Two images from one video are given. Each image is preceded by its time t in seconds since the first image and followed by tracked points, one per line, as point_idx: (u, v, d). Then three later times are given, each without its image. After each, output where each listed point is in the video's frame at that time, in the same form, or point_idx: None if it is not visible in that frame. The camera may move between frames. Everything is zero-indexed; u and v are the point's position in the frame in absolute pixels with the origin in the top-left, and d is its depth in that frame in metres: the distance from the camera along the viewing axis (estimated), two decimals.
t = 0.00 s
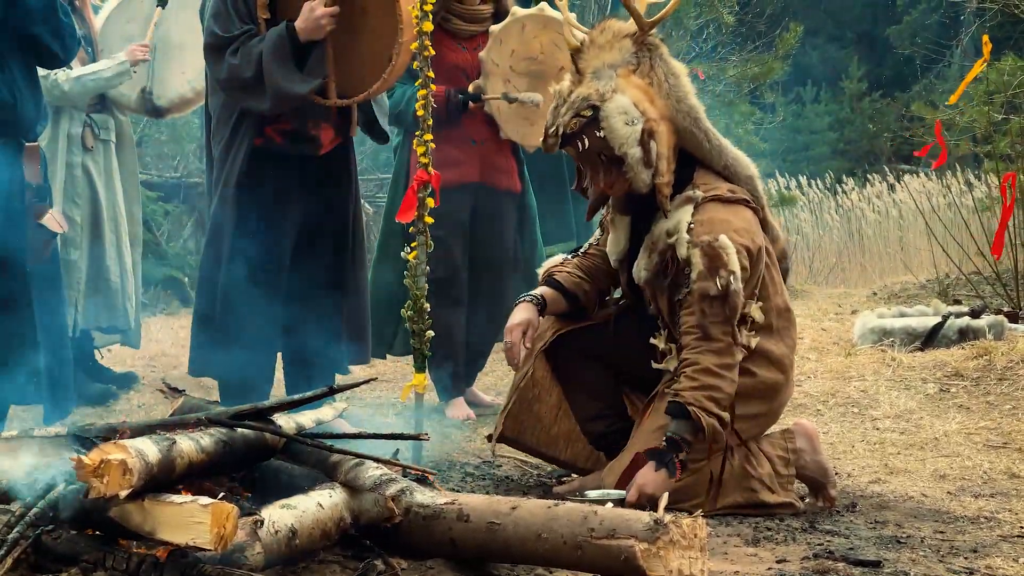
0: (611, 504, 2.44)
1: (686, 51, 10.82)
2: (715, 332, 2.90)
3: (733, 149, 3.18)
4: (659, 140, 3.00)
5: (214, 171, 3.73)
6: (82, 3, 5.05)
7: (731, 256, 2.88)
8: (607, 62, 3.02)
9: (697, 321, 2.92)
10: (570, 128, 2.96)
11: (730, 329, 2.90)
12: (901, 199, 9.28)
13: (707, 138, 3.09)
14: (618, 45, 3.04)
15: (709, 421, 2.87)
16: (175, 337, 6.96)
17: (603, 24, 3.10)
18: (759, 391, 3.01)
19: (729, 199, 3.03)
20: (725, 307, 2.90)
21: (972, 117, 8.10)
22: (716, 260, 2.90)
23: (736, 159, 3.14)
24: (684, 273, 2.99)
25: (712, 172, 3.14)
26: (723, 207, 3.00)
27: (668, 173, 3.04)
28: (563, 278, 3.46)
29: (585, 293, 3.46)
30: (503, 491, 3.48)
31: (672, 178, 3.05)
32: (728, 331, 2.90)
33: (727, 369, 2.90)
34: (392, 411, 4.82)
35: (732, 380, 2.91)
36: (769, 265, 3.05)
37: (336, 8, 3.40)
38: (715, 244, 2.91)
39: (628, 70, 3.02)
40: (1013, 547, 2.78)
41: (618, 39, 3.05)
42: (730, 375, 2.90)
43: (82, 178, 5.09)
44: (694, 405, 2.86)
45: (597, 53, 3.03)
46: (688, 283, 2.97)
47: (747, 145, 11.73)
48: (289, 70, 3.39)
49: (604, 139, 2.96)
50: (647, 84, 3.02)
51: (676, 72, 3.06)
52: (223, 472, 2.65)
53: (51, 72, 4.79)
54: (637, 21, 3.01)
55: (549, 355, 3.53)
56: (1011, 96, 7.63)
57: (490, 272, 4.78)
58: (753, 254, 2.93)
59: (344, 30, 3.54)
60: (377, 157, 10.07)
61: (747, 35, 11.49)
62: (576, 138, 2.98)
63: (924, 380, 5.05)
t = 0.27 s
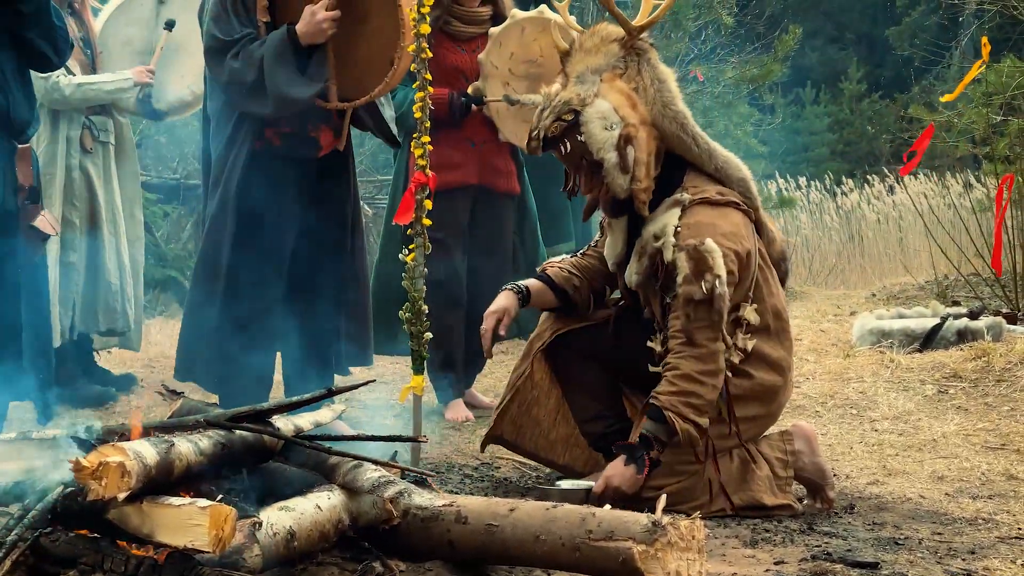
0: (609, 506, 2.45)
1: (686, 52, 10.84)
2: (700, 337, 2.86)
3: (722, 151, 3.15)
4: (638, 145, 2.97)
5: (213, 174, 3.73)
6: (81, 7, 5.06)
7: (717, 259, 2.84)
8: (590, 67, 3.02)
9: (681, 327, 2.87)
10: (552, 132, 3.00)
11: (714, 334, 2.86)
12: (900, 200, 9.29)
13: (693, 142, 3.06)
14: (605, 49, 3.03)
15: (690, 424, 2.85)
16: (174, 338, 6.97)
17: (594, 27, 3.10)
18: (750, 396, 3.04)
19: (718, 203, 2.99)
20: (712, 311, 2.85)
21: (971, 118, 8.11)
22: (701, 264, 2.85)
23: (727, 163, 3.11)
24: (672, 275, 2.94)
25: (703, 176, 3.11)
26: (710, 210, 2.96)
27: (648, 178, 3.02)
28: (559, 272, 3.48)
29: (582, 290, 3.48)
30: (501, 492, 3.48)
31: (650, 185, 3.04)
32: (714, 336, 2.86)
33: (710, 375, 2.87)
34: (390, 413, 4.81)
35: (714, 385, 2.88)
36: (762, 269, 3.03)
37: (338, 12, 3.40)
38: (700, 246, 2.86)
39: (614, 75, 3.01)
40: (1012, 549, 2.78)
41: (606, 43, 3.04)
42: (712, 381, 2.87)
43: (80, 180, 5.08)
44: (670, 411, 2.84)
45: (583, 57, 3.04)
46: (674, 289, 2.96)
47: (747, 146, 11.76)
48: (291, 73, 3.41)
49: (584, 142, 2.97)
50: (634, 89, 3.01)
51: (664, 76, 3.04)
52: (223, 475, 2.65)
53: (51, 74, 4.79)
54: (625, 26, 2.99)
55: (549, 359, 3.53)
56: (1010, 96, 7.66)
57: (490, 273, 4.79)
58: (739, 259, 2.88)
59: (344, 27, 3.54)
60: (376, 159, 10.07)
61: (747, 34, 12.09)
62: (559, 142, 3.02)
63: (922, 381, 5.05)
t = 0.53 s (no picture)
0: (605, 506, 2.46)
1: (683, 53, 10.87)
2: (652, 347, 2.90)
3: (706, 155, 3.13)
4: (614, 147, 2.96)
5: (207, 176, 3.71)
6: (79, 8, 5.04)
7: (679, 272, 2.85)
8: (575, 71, 3.05)
9: (634, 336, 2.92)
10: (534, 134, 3.06)
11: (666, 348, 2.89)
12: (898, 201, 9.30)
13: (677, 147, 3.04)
14: (590, 54, 3.05)
15: (631, 431, 2.94)
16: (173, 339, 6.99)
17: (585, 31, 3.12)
18: (747, 399, 3.06)
19: (696, 212, 2.97)
20: (665, 323, 2.88)
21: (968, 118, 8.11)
22: (663, 275, 2.87)
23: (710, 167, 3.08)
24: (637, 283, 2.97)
25: (686, 180, 3.08)
26: (685, 219, 2.94)
27: (624, 179, 2.99)
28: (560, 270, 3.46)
29: (582, 285, 3.46)
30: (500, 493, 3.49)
31: (628, 187, 3.00)
32: (665, 349, 2.89)
33: (657, 389, 2.92)
34: (388, 414, 4.82)
35: (659, 399, 2.92)
36: (745, 277, 3.01)
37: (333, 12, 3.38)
38: (664, 257, 2.87)
39: (598, 79, 3.02)
40: (1008, 549, 2.78)
41: (592, 47, 3.06)
42: (658, 394, 2.92)
43: (77, 182, 5.09)
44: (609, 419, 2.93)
45: (569, 62, 3.07)
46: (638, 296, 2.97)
47: (745, 146, 11.79)
48: (286, 74, 3.42)
49: (564, 143, 3.02)
50: (620, 90, 3.01)
51: (647, 80, 3.04)
52: (222, 476, 2.65)
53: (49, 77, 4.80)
54: (609, 31, 2.99)
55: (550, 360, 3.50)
56: (1007, 97, 7.68)
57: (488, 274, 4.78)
58: (704, 273, 2.89)
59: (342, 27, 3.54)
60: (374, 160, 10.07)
61: (744, 37, 12.18)
62: (542, 144, 3.08)
63: (920, 382, 5.06)
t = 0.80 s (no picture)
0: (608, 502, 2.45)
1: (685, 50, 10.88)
2: (615, 348, 2.92)
3: (692, 156, 3.12)
4: (597, 147, 2.96)
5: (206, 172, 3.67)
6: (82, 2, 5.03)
7: (646, 277, 2.84)
8: (565, 71, 3.08)
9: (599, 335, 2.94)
10: (523, 133, 3.10)
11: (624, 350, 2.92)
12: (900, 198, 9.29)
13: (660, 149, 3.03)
14: (583, 54, 3.09)
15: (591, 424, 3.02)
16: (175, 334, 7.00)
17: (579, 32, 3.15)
18: (747, 396, 3.05)
19: (674, 216, 2.97)
20: (626, 326, 2.89)
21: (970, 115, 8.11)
22: (631, 279, 2.86)
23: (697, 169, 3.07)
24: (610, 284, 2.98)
25: (672, 181, 3.09)
26: (663, 224, 2.95)
27: (606, 179, 2.99)
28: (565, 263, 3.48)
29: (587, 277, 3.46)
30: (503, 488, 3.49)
31: (610, 185, 3.00)
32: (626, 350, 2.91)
33: (615, 388, 2.97)
34: (390, 409, 4.83)
35: (616, 399, 2.97)
36: (729, 280, 3.00)
37: (337, 5, 3.39)
38: (634, 262, 2.87)
39: (588, 79, 3.05)
40: (1010, 547, 2.78)
41: (585, 48, 3.10)
42: (614, 393, 2.97)
43: (78, 178, 5.09)
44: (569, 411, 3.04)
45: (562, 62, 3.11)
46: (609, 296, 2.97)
47: (746, 143, 11.79)
48: (287, 69, 3.39)
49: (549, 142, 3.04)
50: (609, 90, 3.04)
51: (636, 80, 3.05)
52: (222, 469, 2.64)
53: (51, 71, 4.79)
54: (599, 32, 3.03)
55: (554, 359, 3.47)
56: (1010, 94, 7.68)
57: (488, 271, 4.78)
58: (670, 279, 2.90)
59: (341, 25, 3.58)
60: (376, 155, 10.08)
61: (747, 35, 12.14)
62: (532, 143, 3.13)
63: (922, 379, 5.06)
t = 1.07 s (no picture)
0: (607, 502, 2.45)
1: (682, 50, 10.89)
2: (602, 347, 2.95)
3: (677, 156, 3.12)
4: (582, 149, 2.97)
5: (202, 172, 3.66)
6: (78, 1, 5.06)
7: (630, 276, 2.87)
8: (554, 74, 3.10)
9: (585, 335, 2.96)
10: (512, 138, 3.12)
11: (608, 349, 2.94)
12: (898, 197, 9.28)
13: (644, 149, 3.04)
14: (572, 57, 3.11)
15: (577, 420, 3.05)
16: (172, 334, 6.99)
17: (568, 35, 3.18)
18: (744, 394, 3.05)
19: (661, 217, 2.97)
20: (612, 325, 2.91)
21: (967, 115, 8.12)
22: (616, 278, 2.89)
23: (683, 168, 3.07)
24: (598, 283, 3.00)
25: (659, 181, 3.09)
26: (649, 224, 2.95)
27: (593, 181, 3.00)
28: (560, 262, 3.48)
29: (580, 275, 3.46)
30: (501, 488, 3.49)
31: (598, 187, 3.02)
32: (612, 349, 2.93)
33: (600, 386, 3.00)
34: (388, 409, 4.83)
35: (601, 396, 3.00)
36: (718, 280, 3.02)
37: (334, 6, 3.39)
38: (619, 262, 2.89)
39: (575, 82, 3.06)
40: (1008, 546, 2.78)
41: (573, 51, 3.14)
42: (599, 391, 3.00)
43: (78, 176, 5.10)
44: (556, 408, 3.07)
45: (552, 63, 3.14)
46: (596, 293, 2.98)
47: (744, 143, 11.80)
48: (284, 69, 3.38)
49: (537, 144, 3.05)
50: (597, 92, 3.05)
51: (622, 83, 3.05)
52: (224, 469, 2.64)
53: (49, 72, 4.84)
54: (586, 35, 3.05)
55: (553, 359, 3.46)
56: (1008, 94, 7.69)
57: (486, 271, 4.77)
58: (657, 279, 2.91)
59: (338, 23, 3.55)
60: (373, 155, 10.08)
61: (744, 34, 12.15)
62: (522, 147, 3.14)
63: (920, 378, 5.06)
